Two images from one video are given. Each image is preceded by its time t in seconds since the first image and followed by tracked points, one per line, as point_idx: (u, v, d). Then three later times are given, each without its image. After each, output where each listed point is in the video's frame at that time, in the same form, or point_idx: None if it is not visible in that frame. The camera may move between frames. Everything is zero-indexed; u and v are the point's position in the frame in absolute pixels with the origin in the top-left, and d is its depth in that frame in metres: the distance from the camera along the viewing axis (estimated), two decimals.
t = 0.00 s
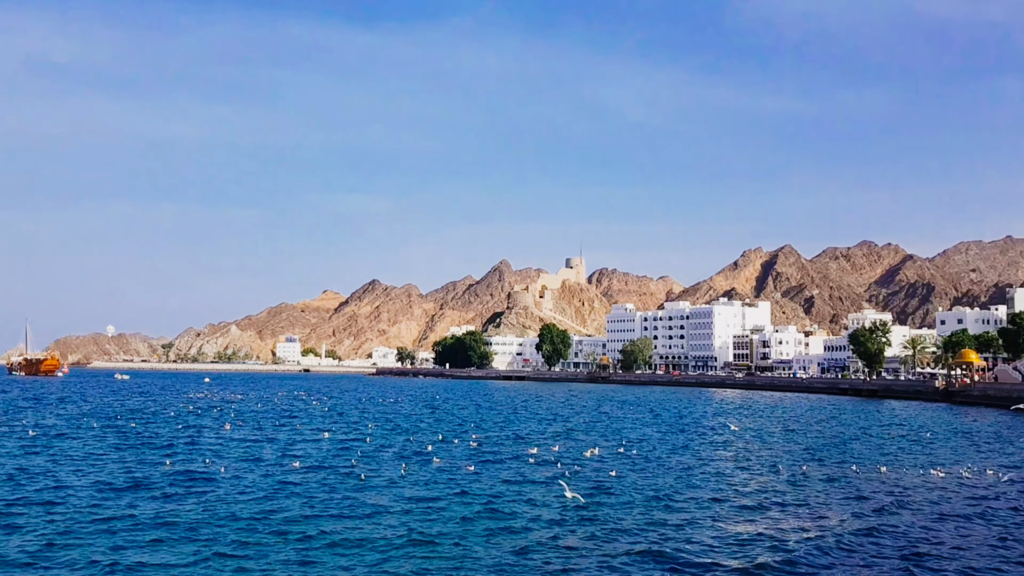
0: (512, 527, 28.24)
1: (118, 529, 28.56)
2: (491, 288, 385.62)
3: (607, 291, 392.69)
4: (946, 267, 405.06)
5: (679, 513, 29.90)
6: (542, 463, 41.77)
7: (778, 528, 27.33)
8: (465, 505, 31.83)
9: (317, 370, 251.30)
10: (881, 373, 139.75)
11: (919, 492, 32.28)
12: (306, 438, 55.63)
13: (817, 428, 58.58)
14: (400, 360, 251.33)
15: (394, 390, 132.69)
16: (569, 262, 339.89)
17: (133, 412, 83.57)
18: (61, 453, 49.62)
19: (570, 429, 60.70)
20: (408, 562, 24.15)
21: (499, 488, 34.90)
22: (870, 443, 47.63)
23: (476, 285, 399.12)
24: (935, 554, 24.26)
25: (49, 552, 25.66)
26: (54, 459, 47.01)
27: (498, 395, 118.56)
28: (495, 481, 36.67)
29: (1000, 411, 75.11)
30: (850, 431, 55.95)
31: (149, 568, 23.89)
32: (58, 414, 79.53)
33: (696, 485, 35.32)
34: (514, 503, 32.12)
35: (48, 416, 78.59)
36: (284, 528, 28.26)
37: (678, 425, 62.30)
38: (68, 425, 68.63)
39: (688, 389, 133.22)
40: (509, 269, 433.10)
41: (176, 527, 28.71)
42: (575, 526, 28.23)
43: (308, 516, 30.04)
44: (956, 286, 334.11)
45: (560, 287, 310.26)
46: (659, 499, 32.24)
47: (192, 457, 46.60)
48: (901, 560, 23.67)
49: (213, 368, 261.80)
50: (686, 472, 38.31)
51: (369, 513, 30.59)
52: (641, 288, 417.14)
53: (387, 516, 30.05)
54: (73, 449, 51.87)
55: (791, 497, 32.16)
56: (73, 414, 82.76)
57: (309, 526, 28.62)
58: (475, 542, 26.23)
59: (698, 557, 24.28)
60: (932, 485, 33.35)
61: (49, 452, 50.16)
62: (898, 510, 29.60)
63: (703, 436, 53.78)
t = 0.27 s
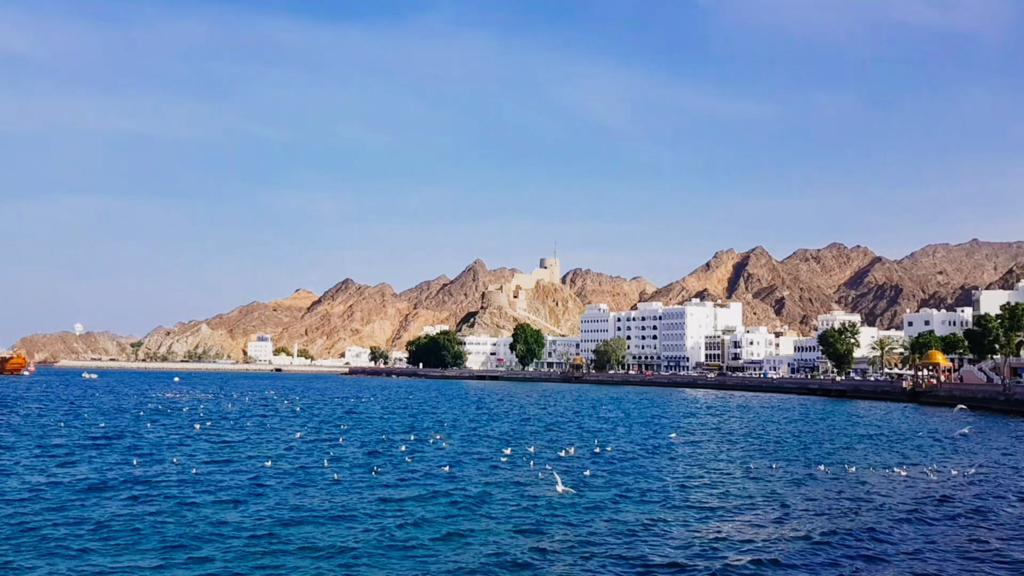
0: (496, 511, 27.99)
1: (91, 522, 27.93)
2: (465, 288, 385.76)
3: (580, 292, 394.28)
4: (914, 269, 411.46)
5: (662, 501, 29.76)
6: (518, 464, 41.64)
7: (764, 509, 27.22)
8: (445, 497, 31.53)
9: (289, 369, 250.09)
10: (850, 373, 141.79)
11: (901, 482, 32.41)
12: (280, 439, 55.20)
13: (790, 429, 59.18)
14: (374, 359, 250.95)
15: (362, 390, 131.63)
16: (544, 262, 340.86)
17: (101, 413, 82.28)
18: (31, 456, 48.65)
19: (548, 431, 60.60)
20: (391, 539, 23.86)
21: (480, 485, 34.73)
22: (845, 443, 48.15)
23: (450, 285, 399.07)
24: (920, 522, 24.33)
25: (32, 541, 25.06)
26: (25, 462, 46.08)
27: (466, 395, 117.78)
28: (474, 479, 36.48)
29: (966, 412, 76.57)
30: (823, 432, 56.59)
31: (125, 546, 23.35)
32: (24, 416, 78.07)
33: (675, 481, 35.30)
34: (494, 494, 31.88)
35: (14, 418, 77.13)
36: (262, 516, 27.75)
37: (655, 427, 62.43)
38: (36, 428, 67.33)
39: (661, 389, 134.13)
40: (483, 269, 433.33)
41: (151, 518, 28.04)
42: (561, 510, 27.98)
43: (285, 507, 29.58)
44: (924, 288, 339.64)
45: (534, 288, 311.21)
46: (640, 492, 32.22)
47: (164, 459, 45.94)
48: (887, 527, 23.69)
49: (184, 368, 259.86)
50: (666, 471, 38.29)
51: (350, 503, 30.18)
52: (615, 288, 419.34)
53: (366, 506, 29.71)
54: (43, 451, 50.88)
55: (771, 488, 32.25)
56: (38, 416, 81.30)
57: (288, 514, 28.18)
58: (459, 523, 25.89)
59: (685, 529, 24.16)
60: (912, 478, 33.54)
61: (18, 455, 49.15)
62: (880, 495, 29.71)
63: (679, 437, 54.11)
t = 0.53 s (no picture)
0: (472, 511, 27.87)
1: (59, 526, 27.44)
2: (440, 287, 385.01)
3: (555, 291, 395.07)
4: (884, 270, 416.41)
5: (638, 501, 29.77)
6: (493, 464, 41.57)
7: (740, 509, 27.28)
8: (420, 498, 31.35)
9: (262, 369, 248.41)
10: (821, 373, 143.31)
11: (874, 482, 32.69)
12: (252, 439, 54.77)
13: (762, 428, 59.63)
14: (347, 359, 249.94)
15: (337, 390, 131.05)
16: (518, 262, 341.02)
17: (68, 413, 81.07)
18: None
19: (522, 431, 60.41)
20: (368, 539, 23.68)
21: (455, 486, 34.62)
22: (817, 442, 48.58)
23: (425, 284, 398.28)
24: (895, 519, 24.52)
25: None
26: None
27: (441, 394, 117.66)
28: (449, 480, 36.35)
29: (935, 411, 77.58)
30: (795, 431, 57.14)
31: (95, 549, 22.93)
32: None
33: (651, 482, 35.37)
34: (470, 495, 31.77)
35: None
36: (235, 519, 27.43)
37: (629, 427, 62.43)
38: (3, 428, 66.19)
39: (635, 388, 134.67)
40: (458, 268, 432.77)
41: (121, 522, 27.63)
42: (537, 510, 27.91)
43: (259, 509, 29.28)
44: (894, 288, 343.55)
45: (509, 288, 311.41)
46: (615, 492, 32.29)
47: (133, 460, 45.41)
48: (862, 525, 23.83)
49: (155, 367, 257.22)
50: (641, 471, 38.35)
51: (324, 505, 29.94)
52: (589, 288, 420.64)
53: (341, 507, 29.47)
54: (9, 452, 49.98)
55: (746, 488, 32.42)
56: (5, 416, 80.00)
57: (262, 516, 27.86)
58: (435, 524, 25.74)
59: (661, 529, 24.20)
60: (884, 477, 33.84)
61: None
62: (853, 493, 29.93)
63: (652, 437, 54.34)
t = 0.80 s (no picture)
0: (449, 511, 27.77)
1: (27, 527, 27.11)
2: (419, 286, 384.31)
3: (534, 291, 395.46)
4: (861, 271, 420.15)
5: (615, 500, 29.78)
6: (470, 464, 41.53)
7: (716, 508, 27.33)
8: (396, 497, 31.24)
9: (239, 368, 246.69)
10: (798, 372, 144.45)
11: (848, 481, 32.92)
12: (229, 439, 54.18)
13: (740, 427, 59.94)
14: (326, 358, 248.85)
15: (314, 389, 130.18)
16: (498, 261, 340.93)
17: (41, 412, 79.98)
18: None
19: (503, 430, 60.17)
20: (341, 539, 23.53)
21: (433, 485, 34.50)
22: (797, 442, 48.65)
23: (404, 283, 397.43)
24: (870, 518, 24.70)
25: None
26: None
27: (420, 393, 117.48)
28: (425, 480, 36.26)
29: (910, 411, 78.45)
30: (772, 430, 57.48)
31: (63, 550, 22.64)
32: None
33: (628, 481, 35.43)
34: (446, 495, 31.68)
35: None
36: (208, 519, 27.18)
37: (610, 425, 62.32)
38: None
39: (614, 388, 135.18)
40: (438, 267, 431.82)
41: (98, 522, 27.30)
42: (513, 509, 27.85)
43: (233, 509, 29.08)
44: (870, 289, 346.72)
45: (489, 287, 311.42)
46: (592, 491, 32.30)
47: (107, 459, 44.95)
48: (835, 524, 23.97)
49: (131, 366, 254.81)
50: (618, 471, 38.40)
51: (298, 505, 29.74)
52: (569, 287, 421.40)
53: (317, 506, 29.27)
54: None
55: (723, 487, 32.51)
56: None
57: (235, 515, 27.65)
58: (410, 523, 25.62)
59: (637, 528, 24.21)
60: (859, 476, 34.07)
61: None
62: (829, 492, 30.07)
63: (631, 436, 54.48)
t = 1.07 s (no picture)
0: (433, 510, 27.65)
1: (8, 526, 26.88)
2: (403, 284, 383.82)
3: (519, 289, 395.88)
4: (843, 269, 422.93)
5: (600, 499, 29.74)
6: (455, 462, 41.48)
7: (700, 506, 27.34)
8: (380, 496, 31.11)
9: (222, 366, 245.52)
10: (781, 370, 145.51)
11: (832, 479, 33.05)
12: (213, 438, 53.88)
13: (724, 425, 60.19)
14: (309, 357, 248.10)
15: (299, 388, 129.83)
16: (482, 259, 340.86)
17: (22, 410, 79.24)
18: None
19: (489, 428, 60.14)
20: (324, 538, 23.36)
21: (417, 483, 34.44)
22: (781, 440, 48.89)
23: (388, 281, 396.79)
24: (854, 516, 24.90)
25: None
26: None
27: (405, 392, 117.36)
28: (410, 478, 36.14)
29: (892, 409, 79.19)
30: (756, 428, 57.78)
31: (41, 550, 22.37)
32: None
33: (613, 479, 35.46)
34: (430, 494, 31.58)
35: None
36: (190, 518, 26.97)
37: (594, 424, 62.46)
38: None
39: (598, 386, 135.71)
40: (422, 265, 431.20)
41: (82, 521, 27.13)
42: (498, 508, 27.76)
43: (218, 508, 28.93)
44: (852, 287, 349.27)
45: (473, 285, 311.48)
46: (577, 490, 32.30)
47: (88, 457, 44.61)
48: (819, 522, 24.02)
49: (112, 364, 252.93)
50: (603, 470, 38.52)
51: (281, 504, 29.56)
52: (553, 286, 422.02)
53: (299, 505, 29.10)
54: None
55: (708, 485, 32.58)
56: None
57: (216, 515, 27.44)
58: (394, 522, 25.49)
59: (621, 527, 24.18)
60: (843, 474, 34.21)
61: None
62: (815, 490, 30.13)
63: (616, 434, 54.61)
